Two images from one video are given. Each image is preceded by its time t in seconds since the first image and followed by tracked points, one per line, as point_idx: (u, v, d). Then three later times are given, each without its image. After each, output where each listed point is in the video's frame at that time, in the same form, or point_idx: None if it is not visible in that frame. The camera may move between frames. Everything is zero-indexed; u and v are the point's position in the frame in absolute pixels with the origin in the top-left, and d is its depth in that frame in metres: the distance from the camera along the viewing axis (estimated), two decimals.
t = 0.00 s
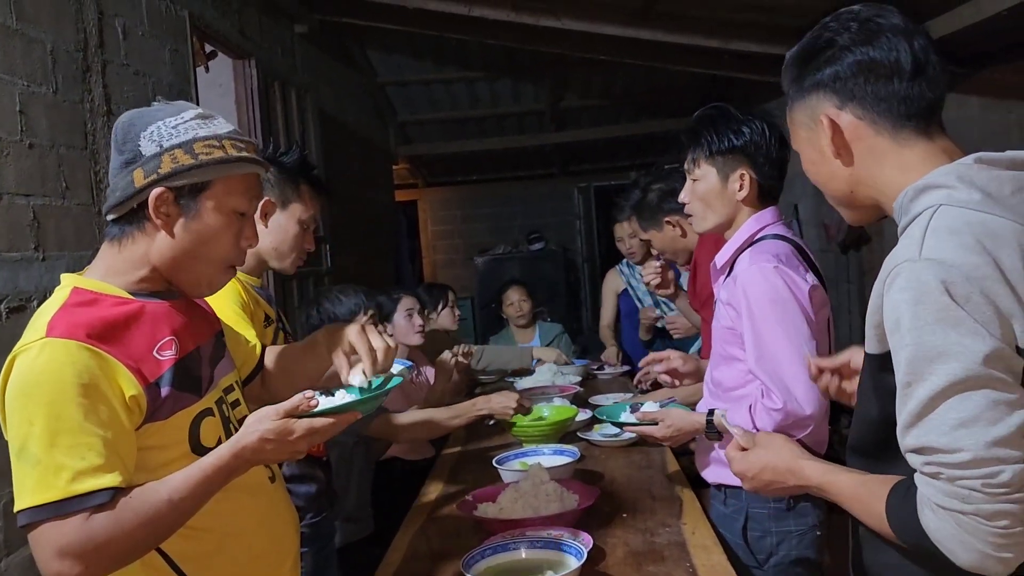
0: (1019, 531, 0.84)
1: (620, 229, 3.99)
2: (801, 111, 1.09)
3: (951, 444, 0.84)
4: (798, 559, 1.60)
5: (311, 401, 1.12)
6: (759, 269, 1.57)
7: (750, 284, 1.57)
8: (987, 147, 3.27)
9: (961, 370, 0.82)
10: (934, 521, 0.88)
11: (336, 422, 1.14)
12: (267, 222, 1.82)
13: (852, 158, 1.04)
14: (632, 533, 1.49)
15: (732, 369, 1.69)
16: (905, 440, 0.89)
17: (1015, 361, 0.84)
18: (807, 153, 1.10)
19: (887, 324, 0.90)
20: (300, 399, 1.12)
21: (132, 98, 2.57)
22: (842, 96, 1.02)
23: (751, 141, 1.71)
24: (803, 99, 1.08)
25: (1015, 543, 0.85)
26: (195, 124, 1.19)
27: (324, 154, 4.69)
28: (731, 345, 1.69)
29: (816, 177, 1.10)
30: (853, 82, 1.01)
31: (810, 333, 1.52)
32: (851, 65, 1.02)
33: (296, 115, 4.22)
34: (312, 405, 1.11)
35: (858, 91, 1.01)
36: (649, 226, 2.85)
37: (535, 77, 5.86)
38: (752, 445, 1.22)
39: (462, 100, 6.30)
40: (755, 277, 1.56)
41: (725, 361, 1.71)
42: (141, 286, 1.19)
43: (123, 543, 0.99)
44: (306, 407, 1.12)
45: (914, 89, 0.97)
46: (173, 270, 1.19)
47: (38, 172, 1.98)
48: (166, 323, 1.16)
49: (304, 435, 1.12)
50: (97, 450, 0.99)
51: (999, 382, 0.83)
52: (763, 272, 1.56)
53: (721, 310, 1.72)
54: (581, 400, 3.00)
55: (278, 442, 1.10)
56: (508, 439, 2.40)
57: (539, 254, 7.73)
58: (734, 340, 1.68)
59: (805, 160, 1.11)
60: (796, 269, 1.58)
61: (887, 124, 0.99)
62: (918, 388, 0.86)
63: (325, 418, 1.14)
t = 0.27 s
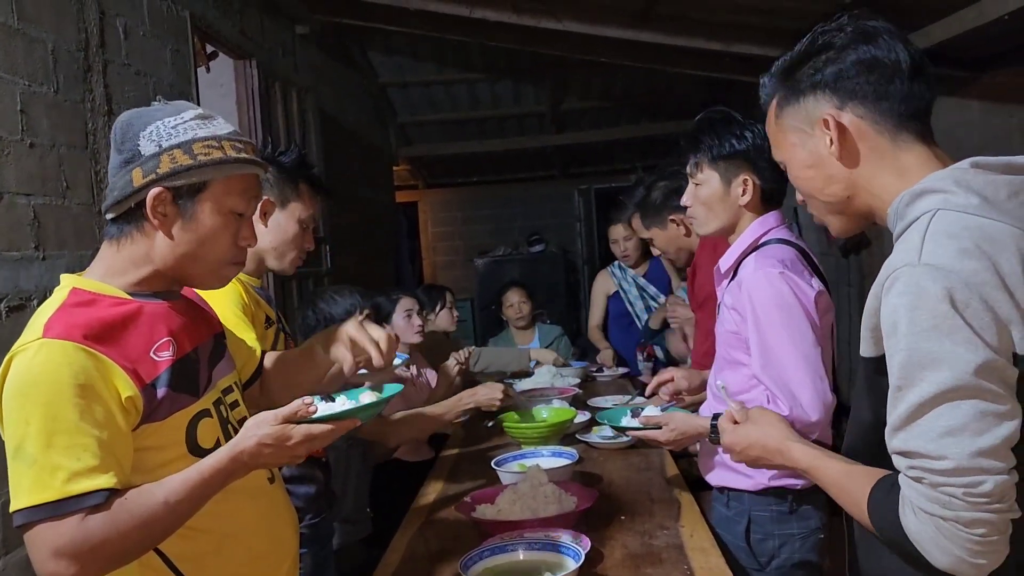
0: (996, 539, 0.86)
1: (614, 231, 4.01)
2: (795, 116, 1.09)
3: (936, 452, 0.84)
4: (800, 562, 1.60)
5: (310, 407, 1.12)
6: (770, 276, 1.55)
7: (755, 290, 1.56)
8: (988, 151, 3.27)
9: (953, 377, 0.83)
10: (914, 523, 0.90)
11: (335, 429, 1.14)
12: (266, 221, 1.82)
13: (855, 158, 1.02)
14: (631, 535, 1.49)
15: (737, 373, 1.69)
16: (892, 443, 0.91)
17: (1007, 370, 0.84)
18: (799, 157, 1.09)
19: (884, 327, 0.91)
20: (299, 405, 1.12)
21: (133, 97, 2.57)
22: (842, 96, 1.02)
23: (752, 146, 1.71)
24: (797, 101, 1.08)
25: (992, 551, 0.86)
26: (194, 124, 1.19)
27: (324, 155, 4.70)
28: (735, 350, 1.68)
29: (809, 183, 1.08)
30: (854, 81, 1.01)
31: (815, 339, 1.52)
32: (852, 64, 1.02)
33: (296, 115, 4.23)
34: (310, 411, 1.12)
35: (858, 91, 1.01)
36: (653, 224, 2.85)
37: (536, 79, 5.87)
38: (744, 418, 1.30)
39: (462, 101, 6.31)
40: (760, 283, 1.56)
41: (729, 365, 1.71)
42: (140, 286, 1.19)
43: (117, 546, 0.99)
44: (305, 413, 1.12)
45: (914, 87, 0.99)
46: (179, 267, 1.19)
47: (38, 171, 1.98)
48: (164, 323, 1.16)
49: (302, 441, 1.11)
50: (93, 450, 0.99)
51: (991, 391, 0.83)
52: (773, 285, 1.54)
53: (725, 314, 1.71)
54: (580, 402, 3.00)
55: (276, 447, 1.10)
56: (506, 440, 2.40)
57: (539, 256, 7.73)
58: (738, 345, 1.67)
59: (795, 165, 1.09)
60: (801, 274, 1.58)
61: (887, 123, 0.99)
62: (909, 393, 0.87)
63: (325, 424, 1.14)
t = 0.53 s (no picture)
0: (979, 537, 0.87)
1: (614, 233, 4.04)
2: (797, 115, 1.08)
3: (928, 447, 0.85)
4: (803, 561, 1.60)
5: (307, 423, 1.11)
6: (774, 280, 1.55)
7: (760, 294, 1.57)
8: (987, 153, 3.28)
9: (948, 375, 0.84)
10: (900, 514, 0.92)
11: (331, 444, 1.13)
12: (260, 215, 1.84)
13: (860, 157, 1.02)
14: (629, 534, 1.49)
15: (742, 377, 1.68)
16: (884, 435, 0.92)
17: (1006, 371, 0.85)
18: (797, 156, 1.08)
19: (885, 324, 0.91)
20: (297, 420, 1.11)
21: (134, 95, 2.57)
22: (846, 96, 1.03)
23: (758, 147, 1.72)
24: (798, 100, 1.09)
25: (973, 549, 0.88)
26: (210, 121, 1.21)
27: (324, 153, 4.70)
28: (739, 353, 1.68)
29: (805, 182, 1.08)
30: (861, 82, 1.02)
31: (818, 343, 1.52)
32: (857, 64, 1.03)
33: (296, 114, 4.23)
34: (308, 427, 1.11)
35: (863, 92, 1.02)
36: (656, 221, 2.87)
37: (536, 79, 5.88)
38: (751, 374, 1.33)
39: (462, 101, 6.31)
40: (765, 287, 1.56)
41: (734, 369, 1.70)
42: (148, 283, 1.19)
43: (101, 550, 0.99)
44: (302, 428, 1.11)
45: (917, 95, 1.01)
46: (190, 262, 1.19)
47: (39, 167, 1.99)
48: (169, 321, 1.16)
49: (299, 457, 1.11)
50: (88, 450, 0.99)
51: (987, 391, 0.84)
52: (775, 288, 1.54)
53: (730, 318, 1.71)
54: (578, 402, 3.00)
55: (272, 462, 1.09)
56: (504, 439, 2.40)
57: (538, 255, 7.73)
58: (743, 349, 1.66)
59: (794, 164, 1.09)
60: (807, 278, 1.58)
61: (890, 123, 1.00)
62: (906, 388, 0.88)
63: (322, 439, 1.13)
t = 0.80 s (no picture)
0: (950, 536, 0.88)
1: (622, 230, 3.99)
2: (797, 109, 1.08)
3: (909, 441, 0.86)
4: (801, 562, 1.60)
5: (309, 430, 1.10)
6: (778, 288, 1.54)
7: (766, 297, 1.56)
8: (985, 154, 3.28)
9: (938, 371, 0.84)
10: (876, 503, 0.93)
11: (333, 451, 1.12)
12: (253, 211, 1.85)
13: (858, 157, 1.02)
14: (626, 533, 1.49)
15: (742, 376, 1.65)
16: (870, 424, 0.93)
17: (1000, 374, 0.84)
18: (795, 151, 1.08)
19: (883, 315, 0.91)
20: (298, 427, 1.10)
21: (131, 90, 2.56)
22: (848, 92, 1.03)
23: (756, 149, 1.70)
24: (798, 94, 1.08)
25: (941, 546, 0.89)
26: (220, 121, 1.21)
27: (321, 150, 4.68)
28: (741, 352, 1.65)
29: (804, 178, 1.08)
30: (864, 79, 1.02)
31: (819, 351, 1.50)
32: (860, 59, 1.03)
33: (294, 110, 4.22)
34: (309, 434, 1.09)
35: (865, 88, 1.01)
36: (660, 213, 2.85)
37: (534, 77, 5.87)
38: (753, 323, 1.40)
39: (460, 98, 6.29)
40: (773, 290, 1.55)
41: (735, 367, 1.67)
42: (149, 277, 1.19)
43: (95, 548, 0.98)
44: (304, 434, 1.10)
45: (920, 93, 1.01)
46: (189, 260, 1.18)
47: (35, 162, 1.98)
48: (168, 314, 1.16)
49: (299, 463, 1.10)
50: (84, 442, 0.99)
51: (978, 391, 0.83)
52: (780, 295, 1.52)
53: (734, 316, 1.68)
54: (575, 400, 3.00)
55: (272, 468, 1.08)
56: (501, 438, 2.40)
57: (534, 254, 7.72)
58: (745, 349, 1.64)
59: (791, 159, 1.09)
60: (814, 284, 1.57)
61: (889, 121, 1.00)
62: (897, 381, 0.88)
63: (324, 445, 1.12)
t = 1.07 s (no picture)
0: (891, 521, 0.94)
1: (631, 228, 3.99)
2: (795, 107, 1.08)
3: (871, 434, 0.89)
4: (800, 561, 1.60)
5: (315, 423, 1.10)
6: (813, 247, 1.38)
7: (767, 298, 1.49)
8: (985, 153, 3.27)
9: (913, 374, 0.85)
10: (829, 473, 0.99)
11: (341, 445, 1.12)
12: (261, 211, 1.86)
13: (847, 160, 1.02)
14: (624, 531, 1.48)
15: (742, 375, 1.63)
16: (844, 405, 0.96)
17: (982, 388, 0.84)
18: (793, 151, 1.08)
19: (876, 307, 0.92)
20: (303, 420, 1.09)
21: (127, 84, 2.54)
22: (841, 93, 1.01)
23: (739, 156, 1.69)
24: (796, 92, 1.07)
25: (879, 527, 0.95)
26: (212, 114, 1.19)
27: (319, 146, 4.67)
28: (742, 350, 1.62)
29: (804, 177, 1.08)
30: (855, 80, 1.00)
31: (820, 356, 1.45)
32: (853, 61, 1.01)
33: (291, 105, 4.20)
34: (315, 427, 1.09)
35: (858, 88, 1.00)
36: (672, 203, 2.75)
37: (533, 74, 5.86)
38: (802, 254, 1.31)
39: (458, 95, 6.28)
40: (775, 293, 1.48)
41: (736, 365, 1.65)
42: (145, 271, 1.18)
43: (100, 542, 0.98)
44: (309, 428, 1.09)
45: (917, 91, 0.98)
46: (181, 255, 1.17)
47: (31, 155, 1.96)
48: (166, 308, 1.15)
49: (305, 457, 1.10)
50: (84, 435, 0.98)
51: (950, 401, 0.85)
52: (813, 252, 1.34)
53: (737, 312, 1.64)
54: (573, 398, 2.99)
55: (277, 462, 1.08)
56: (498, 435, 2.39)
57: (532, 251, 7.72)
58: (745, 347, 1.61)
59: (790, 159, 1.09)
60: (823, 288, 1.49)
61: (881, 128, 0.98)
62: (876, 374, 0.90)
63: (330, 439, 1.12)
